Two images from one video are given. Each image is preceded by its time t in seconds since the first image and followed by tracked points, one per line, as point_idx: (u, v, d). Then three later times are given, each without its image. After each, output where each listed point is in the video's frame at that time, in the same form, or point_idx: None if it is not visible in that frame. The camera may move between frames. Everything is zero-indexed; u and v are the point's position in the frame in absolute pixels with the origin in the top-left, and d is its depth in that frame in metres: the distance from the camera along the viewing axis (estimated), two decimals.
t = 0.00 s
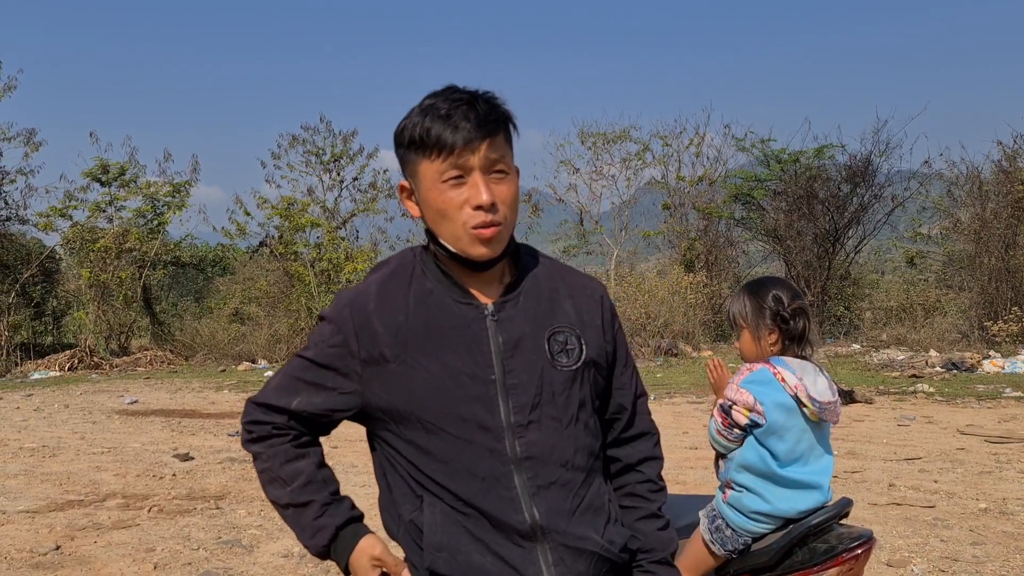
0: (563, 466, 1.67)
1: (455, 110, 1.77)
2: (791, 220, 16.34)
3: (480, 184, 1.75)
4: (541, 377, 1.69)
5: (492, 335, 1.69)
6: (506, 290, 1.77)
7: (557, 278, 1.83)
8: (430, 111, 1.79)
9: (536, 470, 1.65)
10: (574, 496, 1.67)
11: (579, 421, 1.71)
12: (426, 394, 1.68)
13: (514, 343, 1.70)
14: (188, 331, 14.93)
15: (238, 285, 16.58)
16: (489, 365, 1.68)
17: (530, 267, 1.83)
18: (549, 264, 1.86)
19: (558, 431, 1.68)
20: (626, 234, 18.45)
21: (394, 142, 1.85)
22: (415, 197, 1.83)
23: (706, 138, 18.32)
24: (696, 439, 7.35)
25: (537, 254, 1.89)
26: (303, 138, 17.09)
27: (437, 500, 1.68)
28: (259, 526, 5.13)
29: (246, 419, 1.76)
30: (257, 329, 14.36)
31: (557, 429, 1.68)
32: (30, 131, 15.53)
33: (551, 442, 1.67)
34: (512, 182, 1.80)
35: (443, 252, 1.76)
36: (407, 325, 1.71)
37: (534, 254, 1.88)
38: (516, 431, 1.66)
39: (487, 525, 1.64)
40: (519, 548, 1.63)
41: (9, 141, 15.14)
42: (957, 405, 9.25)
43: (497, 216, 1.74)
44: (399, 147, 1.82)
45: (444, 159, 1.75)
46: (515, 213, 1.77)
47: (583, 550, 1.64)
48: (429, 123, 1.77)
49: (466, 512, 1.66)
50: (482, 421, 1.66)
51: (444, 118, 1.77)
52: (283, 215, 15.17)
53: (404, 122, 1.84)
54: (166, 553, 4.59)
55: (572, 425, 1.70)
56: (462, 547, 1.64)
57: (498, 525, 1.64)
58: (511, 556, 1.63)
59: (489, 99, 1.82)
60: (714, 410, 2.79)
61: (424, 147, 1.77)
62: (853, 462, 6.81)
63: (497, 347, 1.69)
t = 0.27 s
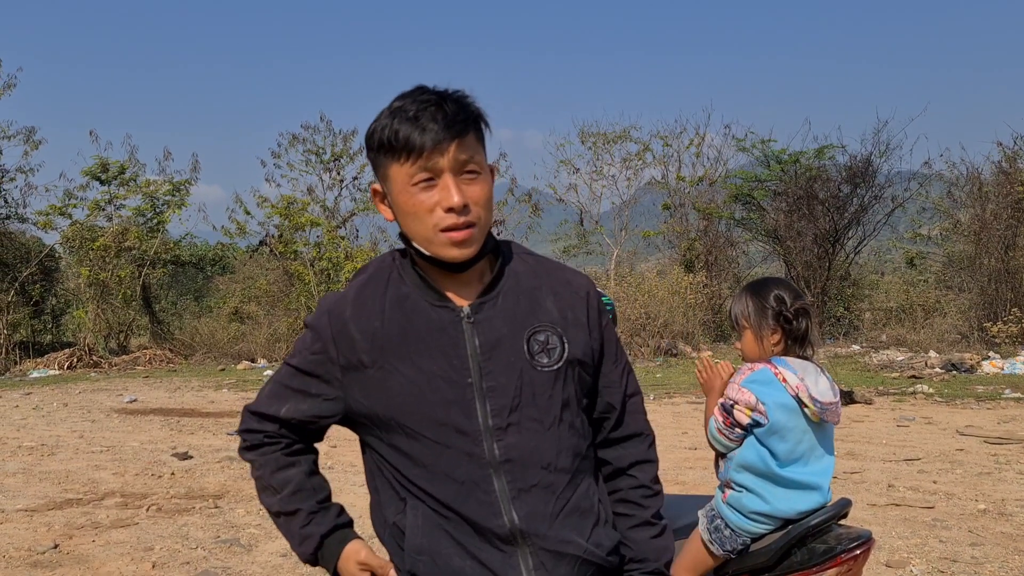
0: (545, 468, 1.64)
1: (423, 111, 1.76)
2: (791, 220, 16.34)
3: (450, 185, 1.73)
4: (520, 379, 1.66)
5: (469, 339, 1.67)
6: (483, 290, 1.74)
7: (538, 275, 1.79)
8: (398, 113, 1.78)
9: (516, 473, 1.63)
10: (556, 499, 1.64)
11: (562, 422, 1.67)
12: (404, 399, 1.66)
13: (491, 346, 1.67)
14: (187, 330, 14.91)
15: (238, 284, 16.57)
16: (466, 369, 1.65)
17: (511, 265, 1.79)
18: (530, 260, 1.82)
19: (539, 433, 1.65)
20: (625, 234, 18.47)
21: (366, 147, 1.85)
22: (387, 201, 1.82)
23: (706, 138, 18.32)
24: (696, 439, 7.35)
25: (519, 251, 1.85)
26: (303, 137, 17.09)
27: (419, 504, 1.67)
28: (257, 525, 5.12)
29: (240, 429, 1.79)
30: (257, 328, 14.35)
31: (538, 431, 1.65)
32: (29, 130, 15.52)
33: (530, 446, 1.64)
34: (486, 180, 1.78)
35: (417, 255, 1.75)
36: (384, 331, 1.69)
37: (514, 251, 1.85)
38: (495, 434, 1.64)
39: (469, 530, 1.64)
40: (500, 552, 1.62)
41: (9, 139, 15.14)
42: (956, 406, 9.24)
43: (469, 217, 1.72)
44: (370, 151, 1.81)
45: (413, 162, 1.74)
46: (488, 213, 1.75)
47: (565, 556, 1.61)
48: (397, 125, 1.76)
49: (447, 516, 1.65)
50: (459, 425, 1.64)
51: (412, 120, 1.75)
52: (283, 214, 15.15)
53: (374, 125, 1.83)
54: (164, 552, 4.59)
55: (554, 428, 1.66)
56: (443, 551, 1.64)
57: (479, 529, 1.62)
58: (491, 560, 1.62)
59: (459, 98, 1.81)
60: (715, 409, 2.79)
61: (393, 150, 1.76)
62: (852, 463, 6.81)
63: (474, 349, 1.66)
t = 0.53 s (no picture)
0: (537, 471, 1.63)
1: (424, 107, 1.76)
2: (791, 221, 16.34)
3: (449, 182, 1.72)
4: (514, 380, 1.65)
5: (463, 341, 1.67)
6: (480, 289, 1.73)
7: (537, 275, 1.77)
8: (400, 108, 1.78)
9: (507, 477, 1.63)
10: (549, 503, 1.63)
11: (557, 425, 1.66)
12: (399, 404, 1.66)
13: (486, 346, 1.67)
14: (186, 328, 14.90)
15: (237, 283, 16.56)
16: (460, 370, 1.65)
17: (508, 263, 1.78)
18: (528, 260, 1.80)
19: (532, 436, 1.64)
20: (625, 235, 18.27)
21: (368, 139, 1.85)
22: (386, 196, 1.82)
23: (706, 139, 18.32)
24: (695, 439, 7.35)
25: (519, 251, 1.84)
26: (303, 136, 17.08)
27: (412, 510, 1.68)
28: (256, 524, 5.12)
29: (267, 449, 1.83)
30: (256, 327, 14.35)
31: (532, 433, 1.65)
32: (29, 127, 15.51)
33: (523, 449, 1.64)
34: (485, 178, 1.77)
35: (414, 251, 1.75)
36: (380, 334, 1.69)
37: (514, 250, 1.84)
38: (488, 436, 1.63)
39: (459, 534, 1.64)
40: (489, 556, 1.62)
41: (9, 136, 15.13)
42: (956, 407, 9.24)
43: (467, 214, 1.71)
44: (371, 144, 1.81)
45: (414, 157, 1.74)
46: (487, 210, 1.75)
47: (554, 562, 1.61)
48: (398, 121, 1.76)
49: (439, 519, 1.65)
50: (452, 428, 1.64)
51: (414, 115, 1.75)
52: (282, 212, 15.15)
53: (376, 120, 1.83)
54: (163, 551, 4.58)
55: (549, 432, 1.65)
56: (434, 558, 1.64)
57: (470, 534, 1.63)
58: (478, 564, 1.62)
59: (460, 95, 1.80)
60: (715, 408, 2.79)
61: (394, 144, 1.76)
62: (851, 463, 6.81)
63: (468, 350, 1.66)
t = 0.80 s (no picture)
0: (531, 469, 1.63)
1: (423, 107, 1.76)
2: (790, 221, 16.34)
3: (446, 182, 1.72)
4: (507, 378, 1.65)
5: (455, 340, 1.67)
6: (473, 288, 1.73)
7: (530, 274, 1.77)
8: (400, 107, 1.78)
9: (502, 475, 1.63)
10: (544, 501, 1.63)
11: (551, 423, 1.66)
12: (393, 403, 1.66)
13: (479, 345, 1.67)
14: (185, 327, 14.90)
15: (236, 282, 16.56)
16: (453, 369, 1.65)
17: (501, 261, 1.78)
18: (523, 260, 1.80)
19: (527, 434, 1.64)
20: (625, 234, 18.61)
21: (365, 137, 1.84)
22: (383, 194, 1.82)
23: (705, 139, 18.32)
24: (693, 439, 7.35)
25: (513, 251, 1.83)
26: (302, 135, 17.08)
27: (406, 510, 1.68)
28: (254, 522, 5.12)
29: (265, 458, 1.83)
30: (255, 326, 14.36)
31: (526, 431, 1.65)
32: (28, 126, 15.50)
33: (517, 447, 1.64)
34: (482, 179, 1.77)
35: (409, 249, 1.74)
36: (374, 335, 1.69)
37: (509, 250, 1.83)
38: (481, 434, 1.63)
39: (454, 532, 1.64)
40: (484, 555, 1.62)
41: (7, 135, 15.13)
42: (954, 407, 9.24)
43: (463, 215, 1.71)
44: (369, 142, 1.81)
45: (411, 156, 1.74)
46: (483, 212, 1.74)
47: (548, 561, 1.61)
48: (396, 120, 1.76)
49: (434, 519, 1.65)
50: (445, 427, 1.64)
51: (412, 115, 1.75)
52: (281, 212, 15.13)
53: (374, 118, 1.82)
54: (161, 549, 4.59)
55: (542, 431, 1.65)
56: (429, 558, 1.65)
57: (464, 532, 1.63)
58: (473, 563, 1.63)
59: (459, 96, 1.80)
60: (711, 406, 2.79)
61: (391, 144, 1.75)
62: (849, 463, 6.81)
63: (461, 349, 1.66)
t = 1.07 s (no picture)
0: (529, 470, 1.64)
1: (421, 108, 1.76)
2: (787, 221, 16.36)
3: (441, 183, 1.73)
4: (503, 381, 1.66)
5: (453, 343, 1.67)
6: (469, 289, 1.73)
7: (525, 275, 1.77)
8: (397, 108, 1.78)
9: (500, 477, 1.63)
10: (541, 503, 1.64)
11: (548, 425, 1.67)
12: (392, 408, 1.66)
13: (475, 347, 1.67)
14: (181, 327, 14.88)
15: (233, 281, 16.55)
16: (450, 372, 1.66)
17: (497, 263, 1.78)
18: (518, 260, 1.80)
19: (524, 435, 1.65)
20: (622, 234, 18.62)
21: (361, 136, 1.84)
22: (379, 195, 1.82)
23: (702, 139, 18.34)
24: (689, 439, 7.36)
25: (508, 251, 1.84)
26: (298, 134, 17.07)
27: (406, 515, 1.68)
28: (250, 522, 5.11)
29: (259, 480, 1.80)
30: (251, 326, 14.35)
31: (524, 433, 1.65)
32: (24, 125, 15.47)
33: (514, 448, 1.64)
34: (478, 181, 1.78)
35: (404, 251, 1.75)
36: (371, 340, 1.69)
37: (504, 252, 1.83)
38: (479, 436, 1.64)
39: (453, 535, 1.64)
40: (483, 557, 1.63)
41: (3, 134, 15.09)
42: (949, 407, 9.26)
43: (459, 216, 1.72)
44: (366, 142, 1.81)
45: (408, 157, 1.74)
46: (478, 213, 1.76)
47: (548, 562, 1.62)
48: (393, 120, 1.77)
49: (433, 522, 1.65)
50: (443, 431, 1.64)
51: (409, 116, 1.76)
52: (278, 211, 15.09)
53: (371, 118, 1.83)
54: (157, 549, 4.58)
55: (540, 432, 1.66)
56: (429, 562, 1.65)
57: (464, 535, 1.63)
58: (472, 565, 1.63)
59: (456, 98, 1.80)
60: (707, 404, 2.80)
61: (388, 144, 1.76)
62: (845, 463, 6.83)
63: (458, 352, 1.67)
